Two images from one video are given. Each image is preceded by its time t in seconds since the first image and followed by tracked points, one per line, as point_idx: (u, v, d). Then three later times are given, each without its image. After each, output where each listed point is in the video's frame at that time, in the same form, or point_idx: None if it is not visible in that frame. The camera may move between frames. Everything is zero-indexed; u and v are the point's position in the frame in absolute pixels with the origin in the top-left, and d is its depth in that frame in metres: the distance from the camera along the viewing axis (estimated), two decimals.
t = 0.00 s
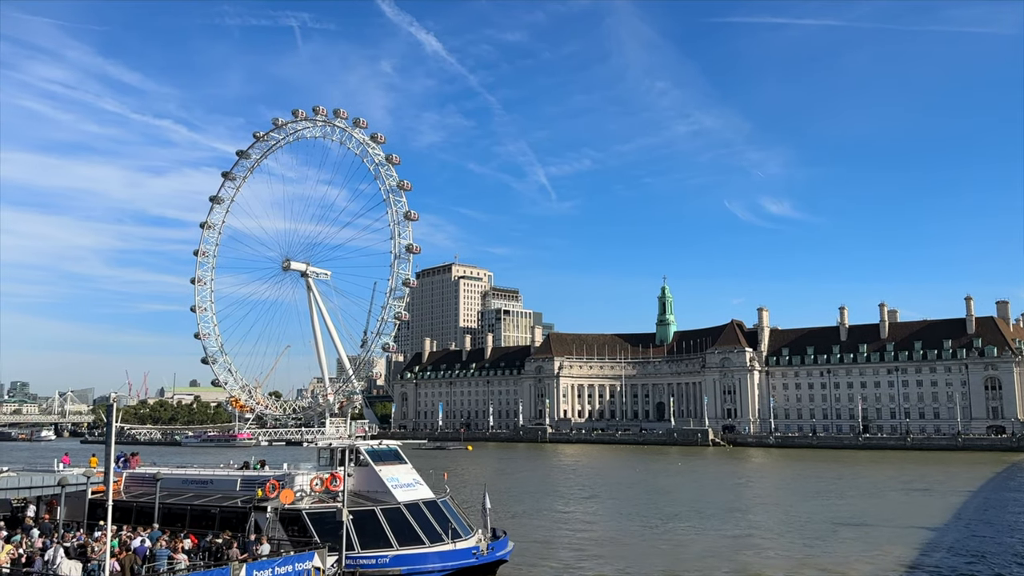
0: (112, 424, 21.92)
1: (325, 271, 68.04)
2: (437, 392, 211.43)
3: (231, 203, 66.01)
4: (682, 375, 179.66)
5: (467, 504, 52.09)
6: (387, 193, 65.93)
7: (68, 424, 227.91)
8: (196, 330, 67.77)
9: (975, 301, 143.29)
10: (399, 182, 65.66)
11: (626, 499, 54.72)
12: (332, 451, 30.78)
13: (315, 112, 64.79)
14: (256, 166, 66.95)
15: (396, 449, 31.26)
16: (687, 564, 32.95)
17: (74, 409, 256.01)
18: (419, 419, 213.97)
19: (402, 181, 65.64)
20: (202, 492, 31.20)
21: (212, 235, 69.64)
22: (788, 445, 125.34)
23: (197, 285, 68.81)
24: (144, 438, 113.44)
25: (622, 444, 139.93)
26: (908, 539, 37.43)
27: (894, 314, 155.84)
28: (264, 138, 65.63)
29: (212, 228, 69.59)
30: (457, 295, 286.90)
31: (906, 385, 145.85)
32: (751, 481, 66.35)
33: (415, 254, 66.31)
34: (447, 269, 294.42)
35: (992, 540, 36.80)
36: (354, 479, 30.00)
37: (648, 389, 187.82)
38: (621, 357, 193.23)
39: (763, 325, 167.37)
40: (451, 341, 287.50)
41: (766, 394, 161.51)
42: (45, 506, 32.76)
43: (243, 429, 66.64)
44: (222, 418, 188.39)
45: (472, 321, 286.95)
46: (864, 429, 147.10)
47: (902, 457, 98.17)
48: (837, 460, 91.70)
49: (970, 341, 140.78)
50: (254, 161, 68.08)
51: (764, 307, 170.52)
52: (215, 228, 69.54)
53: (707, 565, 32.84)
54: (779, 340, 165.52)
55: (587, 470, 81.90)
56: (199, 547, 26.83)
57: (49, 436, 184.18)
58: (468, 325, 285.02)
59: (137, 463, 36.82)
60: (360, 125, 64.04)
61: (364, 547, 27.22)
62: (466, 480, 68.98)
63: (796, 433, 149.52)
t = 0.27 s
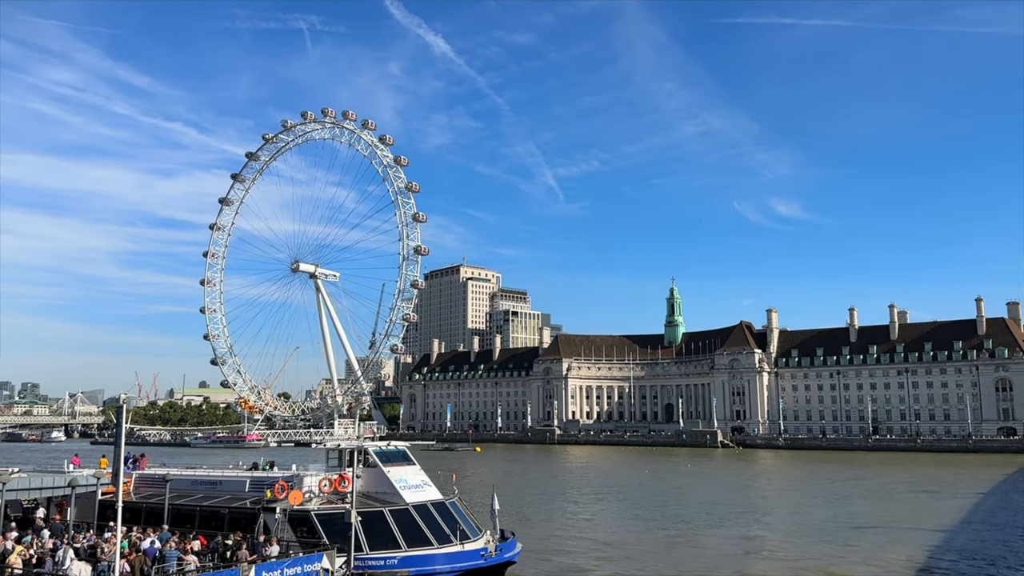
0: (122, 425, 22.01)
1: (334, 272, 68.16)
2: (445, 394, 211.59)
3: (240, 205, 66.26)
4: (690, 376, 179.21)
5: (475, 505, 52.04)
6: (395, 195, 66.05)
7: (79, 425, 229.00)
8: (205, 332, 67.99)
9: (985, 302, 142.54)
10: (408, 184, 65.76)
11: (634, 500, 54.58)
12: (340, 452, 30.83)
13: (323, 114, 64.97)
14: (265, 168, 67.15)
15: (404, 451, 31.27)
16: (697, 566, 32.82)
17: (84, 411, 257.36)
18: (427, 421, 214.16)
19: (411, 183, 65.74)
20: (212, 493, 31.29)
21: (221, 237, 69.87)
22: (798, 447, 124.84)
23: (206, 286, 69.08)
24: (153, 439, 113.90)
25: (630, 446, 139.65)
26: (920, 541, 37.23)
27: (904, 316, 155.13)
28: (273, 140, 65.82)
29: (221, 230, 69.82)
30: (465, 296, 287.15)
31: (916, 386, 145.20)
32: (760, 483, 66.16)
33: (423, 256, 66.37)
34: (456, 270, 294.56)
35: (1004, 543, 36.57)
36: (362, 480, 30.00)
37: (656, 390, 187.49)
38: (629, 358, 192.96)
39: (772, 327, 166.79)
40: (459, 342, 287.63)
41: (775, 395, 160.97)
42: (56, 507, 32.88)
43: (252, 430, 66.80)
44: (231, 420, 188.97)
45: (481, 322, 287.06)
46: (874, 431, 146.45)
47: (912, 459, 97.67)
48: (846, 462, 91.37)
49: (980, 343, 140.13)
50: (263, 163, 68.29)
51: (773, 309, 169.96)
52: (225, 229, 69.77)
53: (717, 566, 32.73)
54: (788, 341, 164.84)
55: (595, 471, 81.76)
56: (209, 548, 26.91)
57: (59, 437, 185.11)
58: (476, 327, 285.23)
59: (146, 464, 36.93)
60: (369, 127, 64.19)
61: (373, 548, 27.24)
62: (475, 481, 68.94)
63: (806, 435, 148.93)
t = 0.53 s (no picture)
0: (130, 427, 22.05)
1: (341, 273, 68.26)
2: (452, 395, 211.66)
3: (248, 206, 66.46)
4: (698, 377, 178.78)
5: (482, 506, 51.94)
6: (402, 196, 66.08)
7: (88, 425, 229.83)
8: (214, 333, 68.16)
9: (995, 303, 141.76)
10: (415, 185, 65.81)
11: (642, 502, 54.46)
12: (347, 453, 30.84)
13: (331, 116, 65.07)
14: (273, 169, 67.28)
15: (411, 451, 31.25)
16: (705, 568, 32.72)
17: (93, 411, 258.27)
18: (435, 422, 214.27)
19: (418, 185, 65.78)
20: (220, 494, 31.37)
21: (229, 238, 70.03)
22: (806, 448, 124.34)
23: (214, 288, 69.24)
24: (162, 440, 114.18)
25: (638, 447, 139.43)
26: (929, 544, 37.02)
27: (913, 316, 154.43)
28: (281, 142, 65.95)
29: (229, 231, 69.99)
30: (473, 297, 287.15)
31: (925, 387, 144.49)
32: (769, 485, 65.91)
33: (430, 257, 66.39)
34: (463, 271, 294.43)
35: (1014, 545, 36.34)
36: (369, 481, 29.99)
37: (664, 391, 187.10)
38: (636, 359, 192.66)
39: (780, 328, 166.24)
40: (466, 343, 287.62)
41: (783, 396, 160.45)
42: (65, 508, 32.98)
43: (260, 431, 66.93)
44: (239, 420, 189.36)
45: (488, 323, 286.97)
46: (883, 432, 145.75)
47: (922, 460, 97.23)
48: (854, 464, 90.96)
49: (990, 343, 139.45)
50: (270, 165, 68.44)
51: (781, 310, 169.43)
52: (233, 231, 69.94)
53: (725, 568, 32.62)
54: (797, 342, 164.28)
55: (603, 473, 81.62)
56: (217, 549, 26.98)
57: (68, 437, 185.78)
58: (484, 328, 285.20)
59: (155, 465, 37.00)
60: (376, 129, 64.25)
61: (380, 550, 27.25)
62: (482, 482, 68.89)
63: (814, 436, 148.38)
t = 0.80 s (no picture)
0: (138, 428, 22.11)
1: (348, 274, 68.36)
2: (459, 396, 211.79)
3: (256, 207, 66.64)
4: (705, 378, 178.41)
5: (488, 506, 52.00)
6: (409, 198, 66.18)
7: (96, 426, 230.50)
8: (221, 333, 68.35)
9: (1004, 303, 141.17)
10: (422, 186, 65.87)
11: (649, 503, 54.37)
12: (354, 454, 30.87)
13: (338, 117, 65.20)
14: (280, 170, 67.45)
15: (417, 452, 31.25)
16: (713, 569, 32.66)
17: (101, 412, 259.07)
18: (441, 422, 214.40)
19: (425, 186, 65.84)
20: (227, 495, 31.46)
21: (236, 239, 70.22)
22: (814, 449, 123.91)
23: (222, 288, 69.45)
24: (169, 441, 114.42)
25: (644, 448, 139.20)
26: (938, 545, 36.88)
27: (921, 317, 153.90)
28: (288, 143, 66.09)
29: (237, 232, 70.19)
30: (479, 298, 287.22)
31: (933, 388, 143.92)
32: (776, 486, 65.74)
33: (436, 258, 66.43)
34: (469, 272, 294.54)
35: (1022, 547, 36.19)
36: (376, 482, 29.99)
37: (671, 392, 186.79)
38: (643, 360, 192.37)
39: (787, 329, 165.77)
40: (473, 344, 287.64)
41: (791, 397, 159.99)
42: (73, 508, 33.09)
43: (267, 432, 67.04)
44: (246, 421, 189.69)
45: (494, 324, 286.95)
46: (891, 433, 145.21)
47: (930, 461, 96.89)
48: (862, 465, 90.65)
49: (999, 344, 138.92)
50: (278, 166, 68.62)
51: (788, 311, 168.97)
52: (240, 232, 70.14)
53: (732, 569, 32.55)
54: (804, 342, 163.80)
55: (610, 473, 81.53)
56: (224, 550, 27.04)
57: (77, 438, 186.37)
58: (490, 328, 285.24)
59: (163, 465, 37.10)
60: (383, 130, 64.35)
61: (387, 550, 27.29)
62: (489, 484, 68.85)
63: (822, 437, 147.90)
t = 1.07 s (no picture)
0: (145, 428, 22.12)
1: (354, 275, 68.47)
2: (464, 396, 211.87)
3: (262, 208, 66.78)
4: (711, 378, 178.06)
5: (494, 506, 52.02)
6: (415, 198, 66.23)
7: (103, 426, 231.12)
8: (228, 334, 68.50)
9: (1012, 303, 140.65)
10: (427, 187, 65.92)
11: (655, 503, 54.31)
12: (360, 455, 30.89)
13: (344, 118, 65.28)
14: (286, 171, 67.57)
15: (423, 452, 31.26)
16: (719, 569, 32.62)
17: (108, 412, 259.79)
18: (447, 423, 214.52)
19: (430, 187, 65.92)
20: (233, 495, 31.53)
21: (243, 240, 70.35)
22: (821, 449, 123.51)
23: (228, 289, 69.60)
24: (176, 441, 114.68)
25: (650, 448, 139.02)
26: (945, 545, 36.79)
27: (928, 317, 153.41)
28: (294, 144, 66.18)
29: (243, 232, 70.31)
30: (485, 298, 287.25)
31: (940, 389, 143.41)
32: (783, 486, 65.62)
33: (442, 259, 66.48)
34: (475, 272, 294.58)
35: None
36: (382, 482, 30.01)
37: (677, 393, 186.55)
38: (649, 360, 192.14)
39: (793, 329, 165.35)
40: (478, 344, 287.71)
41: (797, 398, 159.54)
42: (80, 508, 33.18)
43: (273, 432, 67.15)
44: (252, 421, 189.98)
45: (500, 324, 286.96)
46: (898, 434, 144.73)
47: (938, 462, 96.60)
48: (869, 466, 90.41)
49: (1006, 345, 138.46)
50: (284, 167, 68.73)
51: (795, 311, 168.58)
52: (247, 232, 70.28)
53: (738, 570, 32.53)
54: (810, 343, 163.37)
55: (615, 474, 81.44)
56: (230, 550, 27.09)
57: (84, 438, 186.93)
58: (496, 329, 285.29)
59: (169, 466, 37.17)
60: (389, 131, 64.44)
61: (392, 550, 27.32)
62: (494, 484, 68.90)
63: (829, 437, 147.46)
